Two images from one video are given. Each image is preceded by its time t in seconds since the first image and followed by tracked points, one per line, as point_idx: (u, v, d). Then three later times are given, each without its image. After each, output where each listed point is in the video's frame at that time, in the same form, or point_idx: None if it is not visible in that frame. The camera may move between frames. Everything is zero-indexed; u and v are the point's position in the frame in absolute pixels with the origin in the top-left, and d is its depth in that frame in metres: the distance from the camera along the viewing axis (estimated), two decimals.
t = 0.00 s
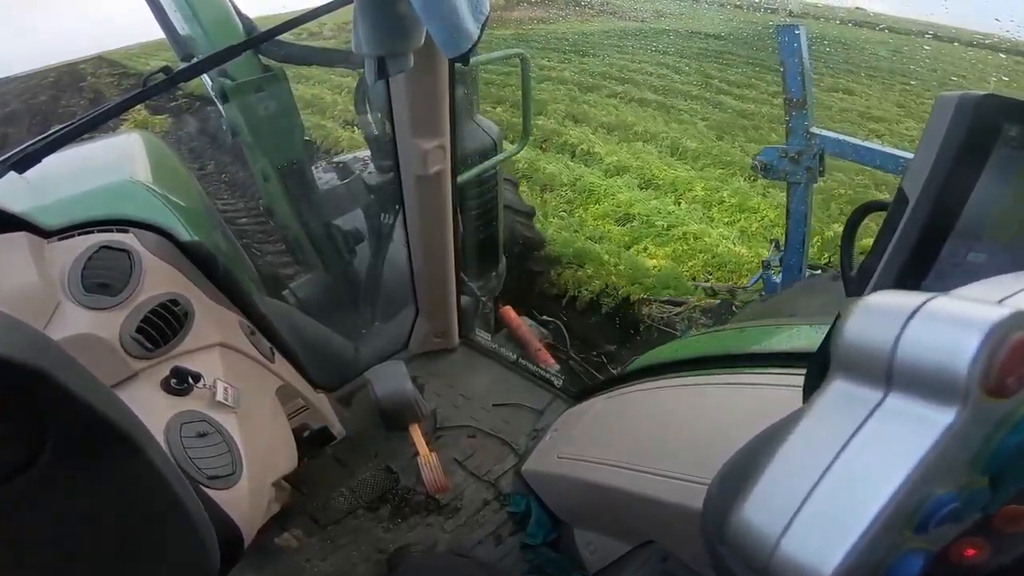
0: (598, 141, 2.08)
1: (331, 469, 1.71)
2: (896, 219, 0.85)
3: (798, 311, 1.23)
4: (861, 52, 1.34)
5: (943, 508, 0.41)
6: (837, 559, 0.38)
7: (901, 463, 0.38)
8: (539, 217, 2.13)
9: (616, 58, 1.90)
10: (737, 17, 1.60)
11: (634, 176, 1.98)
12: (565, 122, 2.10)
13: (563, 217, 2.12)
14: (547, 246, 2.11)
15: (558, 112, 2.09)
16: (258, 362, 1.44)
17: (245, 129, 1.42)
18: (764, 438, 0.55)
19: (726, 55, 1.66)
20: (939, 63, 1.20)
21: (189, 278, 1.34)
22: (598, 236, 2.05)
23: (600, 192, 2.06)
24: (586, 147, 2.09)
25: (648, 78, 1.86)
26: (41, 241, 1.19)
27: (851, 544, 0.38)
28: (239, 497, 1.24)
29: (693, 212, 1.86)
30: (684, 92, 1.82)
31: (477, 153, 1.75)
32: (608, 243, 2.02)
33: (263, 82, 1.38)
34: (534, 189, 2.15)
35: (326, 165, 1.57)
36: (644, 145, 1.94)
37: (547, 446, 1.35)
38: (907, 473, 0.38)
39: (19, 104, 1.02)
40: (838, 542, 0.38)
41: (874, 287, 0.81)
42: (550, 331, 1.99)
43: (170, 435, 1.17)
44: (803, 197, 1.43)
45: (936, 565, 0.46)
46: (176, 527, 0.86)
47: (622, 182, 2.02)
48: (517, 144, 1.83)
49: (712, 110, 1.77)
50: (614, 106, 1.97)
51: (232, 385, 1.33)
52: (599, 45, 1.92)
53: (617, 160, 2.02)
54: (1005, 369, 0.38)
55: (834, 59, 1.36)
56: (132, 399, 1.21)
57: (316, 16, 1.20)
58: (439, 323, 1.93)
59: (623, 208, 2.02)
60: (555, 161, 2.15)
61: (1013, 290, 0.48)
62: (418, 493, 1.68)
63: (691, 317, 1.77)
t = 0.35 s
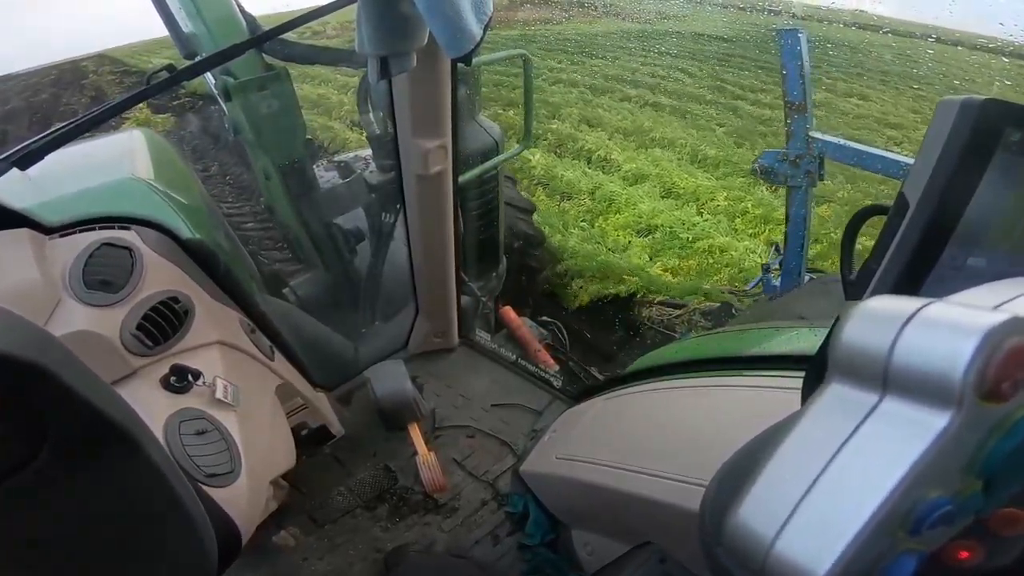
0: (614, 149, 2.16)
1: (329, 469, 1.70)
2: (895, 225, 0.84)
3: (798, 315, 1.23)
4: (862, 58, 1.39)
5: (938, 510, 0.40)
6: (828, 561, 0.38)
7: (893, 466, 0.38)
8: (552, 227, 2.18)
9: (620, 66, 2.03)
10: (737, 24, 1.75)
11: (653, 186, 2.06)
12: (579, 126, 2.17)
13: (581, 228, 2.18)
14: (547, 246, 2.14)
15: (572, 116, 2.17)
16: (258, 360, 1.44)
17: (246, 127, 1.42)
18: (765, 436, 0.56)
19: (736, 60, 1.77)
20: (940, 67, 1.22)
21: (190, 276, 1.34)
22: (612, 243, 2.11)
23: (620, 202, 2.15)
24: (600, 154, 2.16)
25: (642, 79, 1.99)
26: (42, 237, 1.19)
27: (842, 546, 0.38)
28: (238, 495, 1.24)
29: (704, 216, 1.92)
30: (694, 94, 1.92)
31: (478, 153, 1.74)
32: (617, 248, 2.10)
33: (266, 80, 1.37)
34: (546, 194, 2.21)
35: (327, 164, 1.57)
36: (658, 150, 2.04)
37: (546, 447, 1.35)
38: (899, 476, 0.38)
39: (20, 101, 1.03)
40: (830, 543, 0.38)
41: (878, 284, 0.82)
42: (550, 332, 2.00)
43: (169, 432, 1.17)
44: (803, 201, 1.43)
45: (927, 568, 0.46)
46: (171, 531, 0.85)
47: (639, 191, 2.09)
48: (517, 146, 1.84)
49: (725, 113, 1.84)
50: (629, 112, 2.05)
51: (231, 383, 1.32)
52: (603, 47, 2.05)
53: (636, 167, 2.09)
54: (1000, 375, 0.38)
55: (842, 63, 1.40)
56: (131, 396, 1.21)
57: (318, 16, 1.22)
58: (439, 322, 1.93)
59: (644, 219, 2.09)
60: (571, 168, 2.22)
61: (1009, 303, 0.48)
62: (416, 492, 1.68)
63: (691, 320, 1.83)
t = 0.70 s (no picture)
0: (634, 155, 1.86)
1: (331, 469, 1.71)
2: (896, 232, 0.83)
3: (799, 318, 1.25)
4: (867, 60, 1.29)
5: (934, 506, 0.41)
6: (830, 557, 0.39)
7: (892, 464, 0.39)
8: (561, 234, 2.05)
9: (626, 70, 1.79)
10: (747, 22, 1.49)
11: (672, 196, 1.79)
12: (591, 133, 1.94)
13: (603, 240, 1.94)
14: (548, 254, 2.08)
15: (586, 122, 1.93)
16: (261, 360, 1.45)
17: (249, 126, 1.41)
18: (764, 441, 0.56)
19: (760, 63, 1.49)
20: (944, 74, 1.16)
21: (195, 277, 1.35)
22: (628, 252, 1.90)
23: (643, 213, 1.87)
24: (619, 161, 1.89)
25: (640, 82, 1.77)
26: (50, 238, 1.20)
27: (845, 542, 0.39)
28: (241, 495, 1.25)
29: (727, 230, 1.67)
30: (702, 97, 1.67)
31: (481, 155, 1.75)
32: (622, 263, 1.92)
33: (270, 82, 1.37)
34: (564, 204, 2.04)
35: (330, 164, 1.57)
36: (679, 157, 1.75)
37: (546, 448, 1.36)
38: (897, 474, 0.39)
39: (20, 101, 1.02)
40: (832, 539, 0.39)
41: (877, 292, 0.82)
42: (550, 333, 1.99)
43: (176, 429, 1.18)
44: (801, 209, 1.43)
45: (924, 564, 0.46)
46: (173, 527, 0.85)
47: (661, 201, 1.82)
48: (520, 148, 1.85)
49: (742, 121, 1.59)
50: (641, 116, 1.80)
51: (235, 383, 1.33)
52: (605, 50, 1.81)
53: (656, 175, 1.81)
54: (992, 377, 0.39)
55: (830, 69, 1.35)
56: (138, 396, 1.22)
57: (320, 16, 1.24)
58: (440, 323, 1.94)
59: (668, 231, 1.80)
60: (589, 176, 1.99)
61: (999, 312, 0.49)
62: (417, 493, 1.69)
63: (691, 324, 1.76)
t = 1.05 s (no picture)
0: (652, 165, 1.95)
1: (331, 469, 1.71)
2: (899, 240, 0.76)
3: (803, 322, 1.24)
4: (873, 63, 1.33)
5: (942, 508, 0.40)
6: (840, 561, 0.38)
7: (901, 467, 0.38)
8: (572, 242, 2.10)
9: (635, 76, 1.87)
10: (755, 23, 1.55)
11: (693, 206, 1.85)
12: (608, 140, 2.02)
13: (627, 254, 2.00)
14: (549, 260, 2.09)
15: (603, 128, 2.01)
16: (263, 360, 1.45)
17: (254, 126, 1.41)
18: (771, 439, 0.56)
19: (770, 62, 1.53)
20: (949, 77, 1.19)
21: (198, 277, 1.36)
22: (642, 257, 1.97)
23: (667, 225, 1.92)
24: (638, 169, 1.97)
25: (648, 84, 1.85)
26: (54, 237, 1.20)
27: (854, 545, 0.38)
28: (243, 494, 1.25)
29: (735, 236, 1.74)
30: (706, 101, 1.76)
31: (484, 158, 1.75)
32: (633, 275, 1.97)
33: (276, 82, 1.38)
34: (573, 210, 2.10)
35: (332, 164, 1.57)
36: (697, 167, 1.83)
37: (547, 450, 1.36)
38: (907, 478, 0.38)
39: (22, 101, 1.00)
40: (842, 543, 0.38)
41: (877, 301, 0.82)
42: (550, 336, 2.01)
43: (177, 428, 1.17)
44: (801, 211, 1.45)
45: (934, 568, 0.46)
46: (179, 523, 0.85)
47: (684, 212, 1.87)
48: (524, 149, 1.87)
49: (759, 127, 1.62)
50: (658, 123, 1.88)
51: (237, 383, 1.33)
52: (614, 54, 1.87)
53: (676, 186, 1.88)
54: (1001, 381, 0.38)
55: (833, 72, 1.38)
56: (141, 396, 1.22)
57: (329, 17, 1.25)
58: (442, 325, 1.94)
59: (693, 246, 1.87)
60: (608, 186, 2.06)
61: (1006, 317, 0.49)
62: (418, 494, 1.69)
63: (691, 328, 1.80)
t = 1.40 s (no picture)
0: (672, 172, 1.97)
1: (329, 470, 1.71)
2: (897, 240, 0.75)
3: (802, 325, 1.24)
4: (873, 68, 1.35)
5: (932, 512, 0.40)
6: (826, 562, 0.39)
7: (888, 469, 0.39)
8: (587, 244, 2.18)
9: (647, 75, 1.93)
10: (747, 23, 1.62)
11: (715, 218, 1.86)
12: (625, 145, 2.07)
13: (650, 264, 2.04)
14: (556, 260, 2.20)
15: (616, 134, 2.08)
16: (261, 360, 1.45)
17: (254, 129, 1.42)
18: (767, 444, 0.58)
19: (759, 62, 1.60)
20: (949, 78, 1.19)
21: (196, 276, 1.36)
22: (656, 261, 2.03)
23: (691, 237, 1.94)
24: (656, 177, 2.00)
25: (645, 84, 1.94)
26: (52, 236, 1.20)
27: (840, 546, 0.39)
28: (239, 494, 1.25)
29: (756, 249, 1.74)
30: (726, 105, 1.76)
31: (484, 158, 1.75)
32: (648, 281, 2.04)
33: (276, 82, 1.38)
34: (590, 216, 2.18)
35: (331, 164, 1.57)
36: (716, 175, 1.82)
37: (546, 451, 1.36)
38: (894, 479, 0.39)
39: (23, 100, 1.00)
40: (828, 544, 0.39)
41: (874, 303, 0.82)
42: (550, 338, 2.04)
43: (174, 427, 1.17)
44: (801, 214, 1.46)
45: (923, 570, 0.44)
46: (179, 524, 0.86)
47: (707, 223, 1.89)
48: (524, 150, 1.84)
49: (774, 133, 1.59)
50: (672, 127, 1.92)
51: (235, 383, 1.33)
52: (619, 55, 1.96)
53: (696, 196, 1.90)
54: (991, 384, 0.38)
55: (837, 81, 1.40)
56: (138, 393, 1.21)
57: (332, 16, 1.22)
58: (441, 326, 1.94)
59: (717, 258, 1.87)
60: (628, 195, 2.10)
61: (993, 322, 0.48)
62: (415, 495, 1.69)
63: (690, 331, 1.86)
